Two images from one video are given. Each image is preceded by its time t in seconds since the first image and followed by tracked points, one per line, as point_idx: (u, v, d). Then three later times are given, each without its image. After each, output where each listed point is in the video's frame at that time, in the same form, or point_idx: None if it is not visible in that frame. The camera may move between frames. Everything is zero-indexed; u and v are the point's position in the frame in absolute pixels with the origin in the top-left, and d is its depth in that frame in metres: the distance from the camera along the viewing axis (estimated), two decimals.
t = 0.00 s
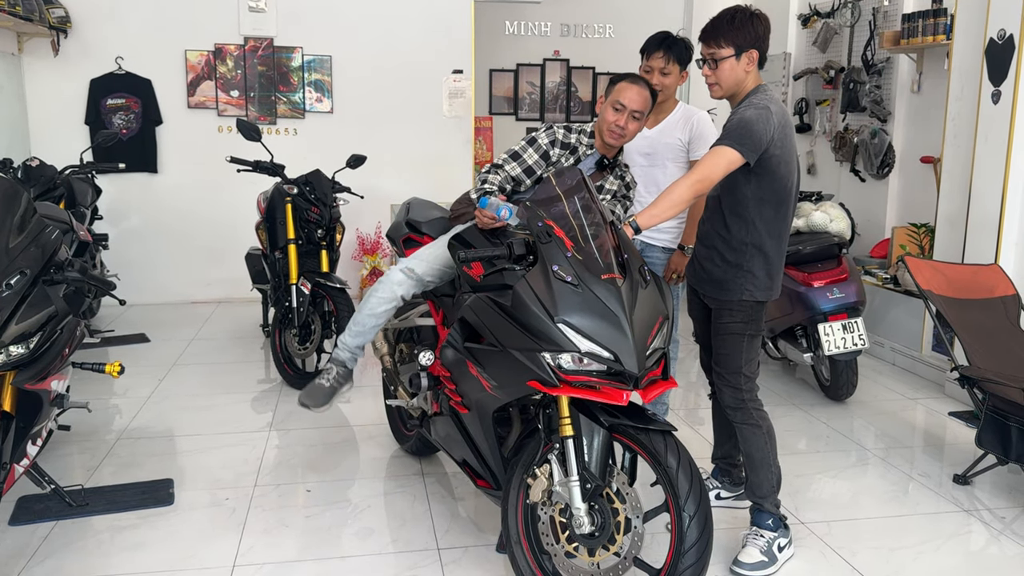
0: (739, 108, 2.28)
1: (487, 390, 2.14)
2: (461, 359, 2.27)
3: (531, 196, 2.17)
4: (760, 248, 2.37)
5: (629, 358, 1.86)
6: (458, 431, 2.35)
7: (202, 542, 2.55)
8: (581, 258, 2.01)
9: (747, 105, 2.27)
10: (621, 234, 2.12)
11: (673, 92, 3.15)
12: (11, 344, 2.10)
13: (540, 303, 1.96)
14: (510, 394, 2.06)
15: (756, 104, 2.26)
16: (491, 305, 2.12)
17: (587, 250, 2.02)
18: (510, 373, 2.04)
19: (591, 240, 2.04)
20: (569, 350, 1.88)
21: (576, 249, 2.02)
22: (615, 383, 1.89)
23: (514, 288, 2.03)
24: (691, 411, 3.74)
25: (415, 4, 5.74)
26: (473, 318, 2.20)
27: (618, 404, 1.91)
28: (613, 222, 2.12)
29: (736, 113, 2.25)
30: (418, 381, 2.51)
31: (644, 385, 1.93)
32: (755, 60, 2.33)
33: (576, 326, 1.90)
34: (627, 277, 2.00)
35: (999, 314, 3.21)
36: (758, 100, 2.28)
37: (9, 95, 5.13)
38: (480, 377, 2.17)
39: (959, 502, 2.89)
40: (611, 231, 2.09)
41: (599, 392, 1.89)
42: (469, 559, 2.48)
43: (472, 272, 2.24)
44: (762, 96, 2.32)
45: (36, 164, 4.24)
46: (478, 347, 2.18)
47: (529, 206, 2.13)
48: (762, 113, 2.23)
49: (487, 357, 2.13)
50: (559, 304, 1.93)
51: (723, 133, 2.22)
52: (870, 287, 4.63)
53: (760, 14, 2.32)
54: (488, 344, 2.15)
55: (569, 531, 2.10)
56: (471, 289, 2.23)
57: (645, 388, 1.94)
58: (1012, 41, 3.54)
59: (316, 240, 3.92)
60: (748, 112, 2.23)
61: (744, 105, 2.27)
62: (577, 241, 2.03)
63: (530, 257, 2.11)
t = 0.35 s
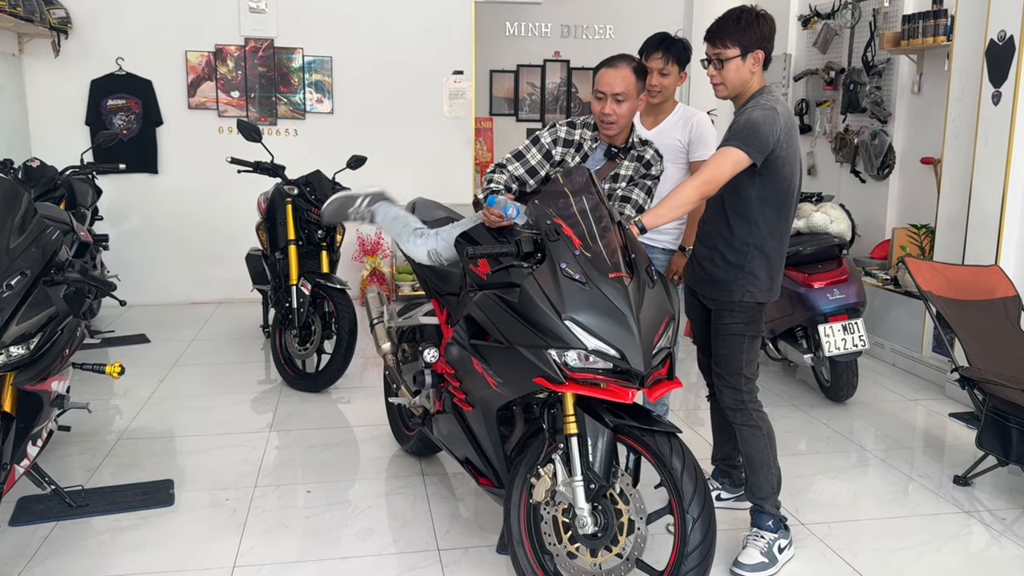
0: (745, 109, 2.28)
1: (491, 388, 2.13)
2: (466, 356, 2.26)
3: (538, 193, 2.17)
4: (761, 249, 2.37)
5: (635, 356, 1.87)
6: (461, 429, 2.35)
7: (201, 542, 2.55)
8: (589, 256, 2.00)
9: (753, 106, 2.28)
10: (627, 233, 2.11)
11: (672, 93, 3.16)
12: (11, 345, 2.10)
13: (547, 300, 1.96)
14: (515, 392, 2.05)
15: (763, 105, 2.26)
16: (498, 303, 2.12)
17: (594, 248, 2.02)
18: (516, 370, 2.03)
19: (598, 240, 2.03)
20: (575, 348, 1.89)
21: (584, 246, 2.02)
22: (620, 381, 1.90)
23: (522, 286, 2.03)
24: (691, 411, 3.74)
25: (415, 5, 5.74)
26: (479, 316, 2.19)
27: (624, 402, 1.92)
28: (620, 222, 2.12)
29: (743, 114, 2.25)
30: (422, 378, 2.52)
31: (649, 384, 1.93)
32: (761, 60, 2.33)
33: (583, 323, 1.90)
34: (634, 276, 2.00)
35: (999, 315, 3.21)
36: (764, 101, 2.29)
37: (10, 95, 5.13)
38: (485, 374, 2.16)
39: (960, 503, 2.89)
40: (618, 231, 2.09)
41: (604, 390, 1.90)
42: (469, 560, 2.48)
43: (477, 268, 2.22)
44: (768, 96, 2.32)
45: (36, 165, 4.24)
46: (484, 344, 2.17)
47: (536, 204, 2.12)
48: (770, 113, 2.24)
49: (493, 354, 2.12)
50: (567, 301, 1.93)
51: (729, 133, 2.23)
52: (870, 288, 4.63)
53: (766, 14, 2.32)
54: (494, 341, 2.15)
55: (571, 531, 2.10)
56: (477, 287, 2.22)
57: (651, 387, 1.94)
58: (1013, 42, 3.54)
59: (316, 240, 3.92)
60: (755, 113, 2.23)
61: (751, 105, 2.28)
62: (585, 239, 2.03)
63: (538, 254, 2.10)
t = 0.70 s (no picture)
0: (748, 110, 2.28)
1: (492, 388, 2.13)
2: (467, 356, 2.26)
3: (541, 194, 2.17)
4: (761, 251, 2.37)
5: (637, 357, 1.86)
6: (461, 429, 2.35)
7: (201, 543, 2.55)
8: (591, 256, 2.00)
9: (756, 107, 2.28)
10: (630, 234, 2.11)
11: (672, 93, 3.25)
12: (11, 346, 2.10)
13: (549, 300, 1.96)
14: (516, 392, 2.04)
15: (766, 107, 2.26)
16: (499, 302, 2.12)
17: (596, 248, 2.02)
18: (517, 369, 2.03)
19: (600, 240, 2.03)
20: (577, 348, 1.89)
21: (586, 247, 2.02)
22: (622, 381, 1.89)
23: (523, 286, 2.03)
24: (691, 412, 3.74)
25: (415, 5, 5.74)
26: (481, 316, 2.19)
27: (625, 402, 1.91)
28: (621, 222, 2.10)
29: (746, 116, 2.25)
30: (423, 379, 2.51)
31: (651, 384, 1.93)
32: (758, 61, 2.32)
33: (585, 324, 1.90)
34: (637, 276, 1.99)
35: (999, 315, 3.21)
36: (767, 102, 2.29)
37: (10, 96, 5.13)
38: (486, 373, 2.16)
39: (960, 504, 2.89)
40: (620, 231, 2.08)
41: (605, 390, 1.89)
42: (469, 561, 2.48)
43: (478, 269, 2.25)
44: (768, 98, 2.32)
45: (36, 165, 4.25)
46: (485, 344, 2.17)
47: (539, 204, 2.13)
48: (773, 115, 2.24)
49: (494, 354, 2.12)
50: (568, 302, 1.93)
51: (732, 134, 2.23)
52: (870, 289, 4.63)
53: (767, 16, 2.32)
54: (496, 341, 2.14)
55: (572, 532, 2.09)
56: (479, 287, 2.22)
57: (652, 387, 1.94)
58: (1013, 42, 3.54)
59: (317, 241, 3.91)
60: (758, 114, 2.23)
61: (754, 107, 2.28)
62: (587, 240, 2.02)
63: (540, 254, 2.13)
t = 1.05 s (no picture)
0: (747, 110, 2.28)
1: (492, 388, 2.13)
2: (467, 356, 2.26)
3: (539, 194, 2.17)
4: (760, 251, 2.37)
5: (637, 357, 1.87)
6: (461, 429, 2.35)
7: (201, 543, 2.55)
8: (590, 256, 2.01)
9: (756, 107, 2.28)
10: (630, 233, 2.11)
11: (673, 94, 3.22)
12: (11, 346, 2.11)
13: (548, 300, 1.96)
14: (516, 392, 2.04)
15: (765, 106, 2.27)
16: (498, 302, 2.12)
17: (595, 249, 2.02)
18: (516, 370, 2.03)
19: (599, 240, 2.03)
20: (576, 348, 1.89)
21: (585, 247, 2.02)
22: (622, 381, 1.89)
23: (522, 286, 2.03)
24: (691, 412, 3.74)
25: (414, 5, 5.74)
26: (480, 316, 2.19)
27: (624, 402, 1.91)
28: (620, 222, 2.10)
29: (746, 115, 2.25)
30: (422, 379, 2.51)
31: (650, 384, 1.93)
32: (757, 60, 2.32)
33: (584, 323, 1.90)
34: (636, 277, 2.00)
35: (999, 315, 3.21)
36: (766, 101, 2.29)
37: (10, 95, 5.13)
38: (485, 373, 2.16)
39: (960, 504, 2.89)
40: (619, 231, 2.08)
41: (605, 390, 1.89)
42: (469, 561, 2.48)
43: (478, 269, 2.25)
44: (767, 97, 2.32)
45: (36, 164, 4.25)
46: (485, 344, 2.17)
47: (537, 204, 2.13)
48: (772, 115, 2.24)
49: (494, 354, 2.12)
50: (567, 302, 1.93)
51: (731, 134, 2.23)
52: (870, 288, 4.63)
53: (765, 15, 2.32)
54: (496, 341, 2.14)
55: (572, 532, 2.09)
56: (478, 287, 2.22)
57: (652, 387, 1.94)
58: (1013, 42, 3.54)
59: (316, 241, 3.92)
60: (758, 114, 2.23)
61: (753, 107, 2.28)
62: (586, 240, 2.03)
63: (539, 254, 2.11)
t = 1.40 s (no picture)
0: (747, 108, 2.28)
1: (491, 387, 2.12)
2: (466, 355, 2.26)
3: (539, 193, 2.17)
4: (758, 249, 2.37)
5: (636, 355, 1.86)
6: (460, 428, 2.35)
7: (200, 542, 2.55)
8: (590, 255, 2.00)
9: (755, 105, 2.28)
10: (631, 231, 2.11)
11: (670, 93, 3.19)
12: (8, 346, 2.10)
13: (548, 299, 1.96)
14: (515, 391, 2.04)
15: (765, 105, 2.26)
16: (497, 301, 2.11)
17: (594, 248, 2.02)
18: (515, 368, 2.03)
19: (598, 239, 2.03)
20: (575, 347, 1.88)
21: (584, 246, 2.02)
22: (621, 380, 1.89)
23: (521, 284, 2.03)
24: (689, 411, 3.74)
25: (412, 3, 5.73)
26: (479, 315, 2.19)
27: (623, 400, 1.91)
28: (619, 221, 2.10)
29: (745, 114, 2.25)
30: (420, 378, 2.51)
31: (650, 383, 1.93)
32: (758, 57, 2.33)
33: (584, 322, 1.89)
34: (635, 275, 1.99)
35: (997, 314, 3.21)
36: (766, 100, 2.29)
37: (7, 94, 5.12)
38: (484, 372, 2.16)
39: (958, 502, 2.89)
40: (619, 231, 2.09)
41: (604, 389, 1.89)
42: (468, 560, 2.48)
43: (477, 267, 2.24)
44: (768, 96, 2.32)
45: (33, 163, 4.24)
46: (484, 343, 2.17)
47: (537, 203, 2.13)
48: (772, 114, 2.24)
49: (493, 353, 2.12)
50: (567, 300, 1.92)
51: (731, 134, 2.22)
52: (868, 287, 4.64)
53: (762, 13, 2.32)
54: (495, 340, 2.14)
55: (571, 530, 2.09)
56: (478, 286, 2.22)
57: (651, 386, 1.94)
58: (1011, 41, 3.54)
59: (315, 240, 3.93)
60: (757, 113, 2.23)
61: (753, 105, 2.28)
62: (586, 239, 2.03)
63: (538, 253, 2.10)
